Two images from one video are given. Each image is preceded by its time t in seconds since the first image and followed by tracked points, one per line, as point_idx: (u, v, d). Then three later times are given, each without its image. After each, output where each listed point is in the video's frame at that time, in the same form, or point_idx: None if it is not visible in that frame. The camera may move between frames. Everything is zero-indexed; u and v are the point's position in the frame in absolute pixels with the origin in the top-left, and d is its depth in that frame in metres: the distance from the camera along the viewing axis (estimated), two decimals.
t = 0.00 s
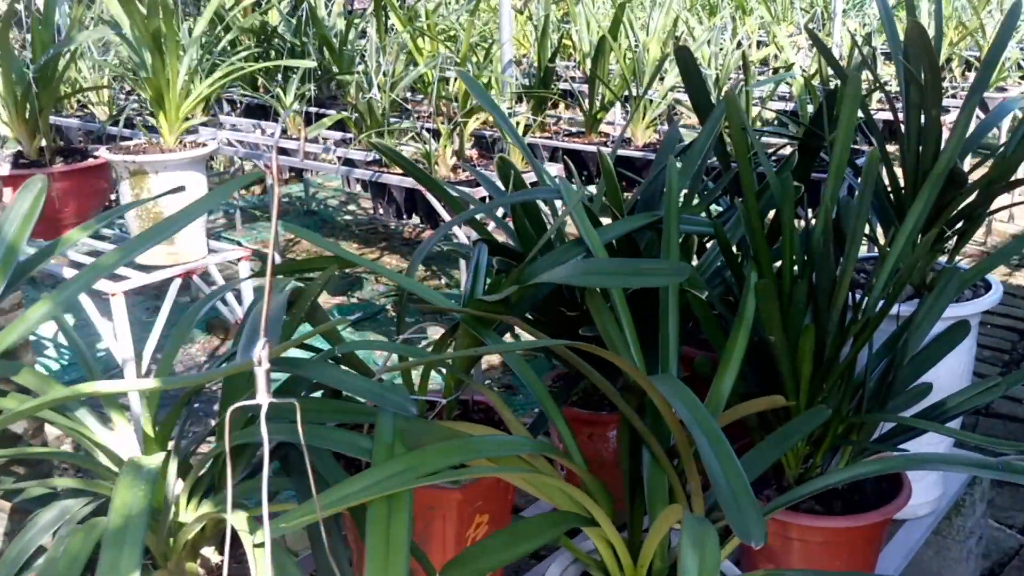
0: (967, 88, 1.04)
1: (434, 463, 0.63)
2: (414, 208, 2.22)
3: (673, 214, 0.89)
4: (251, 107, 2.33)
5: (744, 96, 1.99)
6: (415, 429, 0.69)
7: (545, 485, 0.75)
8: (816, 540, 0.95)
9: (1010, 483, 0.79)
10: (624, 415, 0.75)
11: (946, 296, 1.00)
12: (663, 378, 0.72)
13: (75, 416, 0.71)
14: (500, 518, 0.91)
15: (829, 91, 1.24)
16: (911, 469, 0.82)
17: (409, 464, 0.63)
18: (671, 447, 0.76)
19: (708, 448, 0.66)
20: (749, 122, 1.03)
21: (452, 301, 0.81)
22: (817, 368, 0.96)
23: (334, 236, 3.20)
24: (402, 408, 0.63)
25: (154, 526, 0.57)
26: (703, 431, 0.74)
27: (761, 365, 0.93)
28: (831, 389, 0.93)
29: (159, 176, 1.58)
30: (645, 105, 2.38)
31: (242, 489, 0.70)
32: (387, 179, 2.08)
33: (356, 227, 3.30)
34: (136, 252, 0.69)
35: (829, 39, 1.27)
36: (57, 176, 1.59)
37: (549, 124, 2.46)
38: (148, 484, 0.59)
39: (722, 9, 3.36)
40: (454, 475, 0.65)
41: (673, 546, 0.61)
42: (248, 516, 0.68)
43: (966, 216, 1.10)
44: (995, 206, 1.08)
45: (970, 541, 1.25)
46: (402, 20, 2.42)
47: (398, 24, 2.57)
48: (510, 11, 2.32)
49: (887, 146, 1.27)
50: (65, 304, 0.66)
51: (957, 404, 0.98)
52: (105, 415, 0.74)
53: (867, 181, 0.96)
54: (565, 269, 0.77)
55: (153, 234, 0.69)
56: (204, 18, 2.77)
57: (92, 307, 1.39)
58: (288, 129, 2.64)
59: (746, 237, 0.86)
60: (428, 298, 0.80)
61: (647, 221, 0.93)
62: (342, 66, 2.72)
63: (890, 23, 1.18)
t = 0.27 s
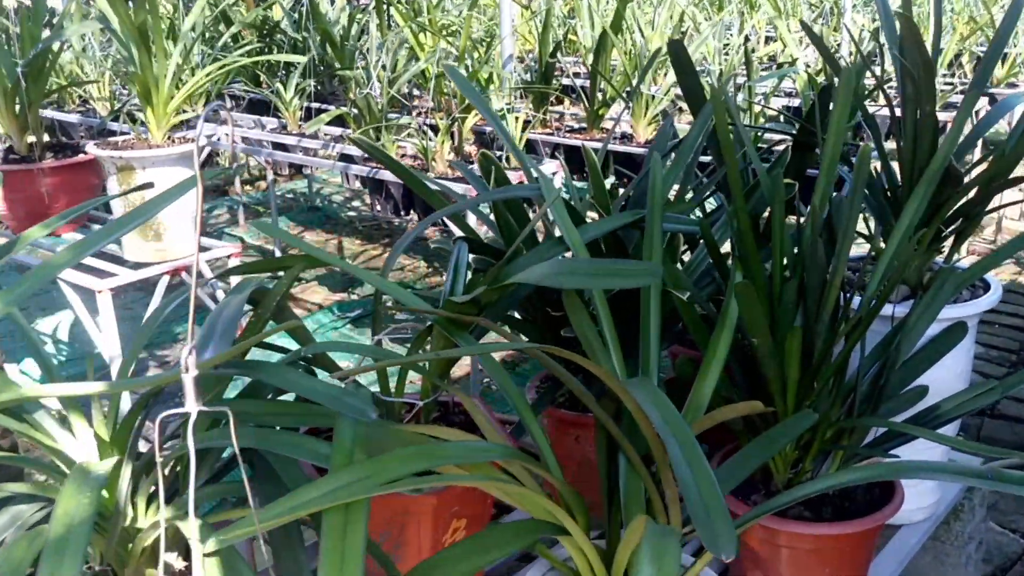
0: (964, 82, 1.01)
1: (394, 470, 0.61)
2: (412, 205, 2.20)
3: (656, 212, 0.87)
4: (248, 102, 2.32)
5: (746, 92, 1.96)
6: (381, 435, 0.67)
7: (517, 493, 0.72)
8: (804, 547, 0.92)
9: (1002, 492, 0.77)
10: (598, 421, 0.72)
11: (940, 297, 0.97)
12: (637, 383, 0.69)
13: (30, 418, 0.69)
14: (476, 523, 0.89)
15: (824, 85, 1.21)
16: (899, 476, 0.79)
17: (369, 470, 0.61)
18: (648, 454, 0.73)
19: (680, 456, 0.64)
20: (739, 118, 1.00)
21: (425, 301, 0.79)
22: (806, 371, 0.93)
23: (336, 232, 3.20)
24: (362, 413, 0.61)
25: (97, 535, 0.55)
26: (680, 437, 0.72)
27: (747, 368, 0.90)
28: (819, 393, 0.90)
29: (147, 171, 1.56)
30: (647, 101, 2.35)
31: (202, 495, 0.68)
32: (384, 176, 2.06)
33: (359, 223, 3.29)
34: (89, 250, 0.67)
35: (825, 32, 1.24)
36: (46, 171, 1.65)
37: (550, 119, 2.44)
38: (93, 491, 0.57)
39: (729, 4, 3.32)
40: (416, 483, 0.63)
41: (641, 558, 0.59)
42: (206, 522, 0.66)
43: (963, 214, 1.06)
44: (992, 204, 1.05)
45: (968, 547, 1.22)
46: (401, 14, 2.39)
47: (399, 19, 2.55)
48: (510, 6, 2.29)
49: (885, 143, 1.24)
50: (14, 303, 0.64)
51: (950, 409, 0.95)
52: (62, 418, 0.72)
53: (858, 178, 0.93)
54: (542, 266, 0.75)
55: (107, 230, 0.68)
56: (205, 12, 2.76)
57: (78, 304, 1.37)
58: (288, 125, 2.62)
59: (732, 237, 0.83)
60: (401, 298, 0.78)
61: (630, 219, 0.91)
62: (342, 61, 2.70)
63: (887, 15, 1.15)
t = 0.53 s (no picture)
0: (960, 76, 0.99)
1: (358, 473, 0.59)
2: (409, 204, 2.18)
3: (640, 210, 0.85)
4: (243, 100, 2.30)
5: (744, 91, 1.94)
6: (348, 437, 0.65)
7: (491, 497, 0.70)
8: (791, 552, 0.90)
9: (992, 499, 0.74)
10: (575, 423, 0.70)
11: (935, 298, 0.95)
12: (614, 383, 0.67)
13: None
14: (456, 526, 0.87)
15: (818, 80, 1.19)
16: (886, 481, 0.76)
17: (332, 474, 0.59)
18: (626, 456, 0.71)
19: (654, 458, 0.62)
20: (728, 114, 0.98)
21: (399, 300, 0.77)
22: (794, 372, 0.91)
23: (336, 232, 3.19)
24: (325, 414, 0.60)
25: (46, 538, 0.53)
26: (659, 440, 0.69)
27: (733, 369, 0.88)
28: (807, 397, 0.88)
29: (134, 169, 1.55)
30: (645, 99, 2.33)
31: (166, 497, 0.67)
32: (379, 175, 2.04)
33: (359, 222, 3.28)
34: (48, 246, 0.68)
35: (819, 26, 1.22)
36: (35, 167, 1.66)
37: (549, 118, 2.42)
38: (44, 493, 0.55)
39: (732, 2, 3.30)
40: (382, 486, 0.61)
41: (612, 565, 0.57)
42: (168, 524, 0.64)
43: (960, 212, 1.04)
44: (988, 203, 1.02)
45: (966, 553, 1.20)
46: (398, 12, 2.38)
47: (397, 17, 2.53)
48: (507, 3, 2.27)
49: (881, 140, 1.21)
50: None
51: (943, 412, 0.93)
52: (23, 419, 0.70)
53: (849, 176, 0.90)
54: (537, 257, 0.73)
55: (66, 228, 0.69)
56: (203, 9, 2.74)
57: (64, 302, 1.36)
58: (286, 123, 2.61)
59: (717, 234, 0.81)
60: (374, 296, 0.76)
61: (614, 217, 0.89)
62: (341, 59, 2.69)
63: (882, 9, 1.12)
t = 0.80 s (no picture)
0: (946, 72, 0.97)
1: (320, 474, 0.58)
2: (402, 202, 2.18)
3: (620, 209, 0.84)
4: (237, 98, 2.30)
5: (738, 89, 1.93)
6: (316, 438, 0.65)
7: (463, 498, 0.69)
8: (774, 556, 0.89)
9: (970, 502, 0.72)
10: (549, 424, 0.69)
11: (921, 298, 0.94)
12: (586, 384, 0.66)
13: None
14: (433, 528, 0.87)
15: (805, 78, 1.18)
16: (864, 483, 0.75)
17: (295, 474, 0.58)
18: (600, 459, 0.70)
19: (624, 462, 0.61)
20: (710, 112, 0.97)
21: (373, 299, 0.76)
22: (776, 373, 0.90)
23: (333, 231, 3.19)
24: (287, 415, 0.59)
25: None
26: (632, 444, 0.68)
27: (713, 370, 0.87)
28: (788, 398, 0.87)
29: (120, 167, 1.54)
30: (641, 98, 2.32)
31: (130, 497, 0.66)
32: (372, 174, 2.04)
33: (357, 221, 3.28)
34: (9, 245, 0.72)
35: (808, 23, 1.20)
36: (24, 165, 1.66)
37: (545, 117, 2.41)
38: None
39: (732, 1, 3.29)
40: (346, 487, 0.60)
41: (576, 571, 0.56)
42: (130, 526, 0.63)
43: (948, 211, 1.03)
44: (976, 202, 1.01)
45: (955, 555, 1.19)
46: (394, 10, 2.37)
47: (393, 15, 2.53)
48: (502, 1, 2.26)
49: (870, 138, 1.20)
50: None
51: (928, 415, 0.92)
52: None
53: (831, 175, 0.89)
54: (514, 256, 0.71)
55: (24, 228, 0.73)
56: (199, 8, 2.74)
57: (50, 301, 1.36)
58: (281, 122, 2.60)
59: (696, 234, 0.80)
60: (347, 296, 0.75)
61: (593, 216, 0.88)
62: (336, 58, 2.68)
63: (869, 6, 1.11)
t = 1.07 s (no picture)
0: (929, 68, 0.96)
1: (280, 470, 0.57)
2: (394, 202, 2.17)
3: (596, 205, 0.83)
4: (229, 98, 2.29)
5: (731, 87, 1.91)
6: (281, 434, 0.64)
7: (430, 497, 0.68)
8: (754, 555, 0.88)
9: (950, 500, 0.68)
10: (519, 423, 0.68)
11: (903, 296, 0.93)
12: (557, 381, 0.65)
13: None
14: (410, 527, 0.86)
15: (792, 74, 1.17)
16: (838, 481, 0.71)
17: (254, 470, 0.57)
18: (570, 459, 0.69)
19: (591, 462, 0.60)
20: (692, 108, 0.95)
21: (343, 294, 0.75)
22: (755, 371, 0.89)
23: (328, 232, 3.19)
24: (246, 409, 0.58)
25: None
26: (601, 442, 0.67)
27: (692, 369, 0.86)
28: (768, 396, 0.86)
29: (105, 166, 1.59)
30: (634, 98, 2.31)
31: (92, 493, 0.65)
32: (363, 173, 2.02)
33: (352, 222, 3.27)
34: None
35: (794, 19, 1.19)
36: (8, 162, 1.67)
37: (537, 117, 2.40)
38: None
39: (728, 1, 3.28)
40: (307, 483, 0.59)
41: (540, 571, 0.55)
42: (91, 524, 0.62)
43: (933, 208, 1.02)
44: (960, 199, 1.00)
45: (941, 556, 1.17)
46: (387, 10, 2.37)
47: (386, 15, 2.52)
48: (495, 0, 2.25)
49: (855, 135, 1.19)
50: None
51: (910, 414, 0.91)
52: None
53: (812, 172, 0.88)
54: (493, 249, 0.69)
55: None
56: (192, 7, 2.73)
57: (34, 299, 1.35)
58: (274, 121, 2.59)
59: (673, 230, 0.79)
60: (318, 291, 0.74)
61: (569, 211, 0.87)
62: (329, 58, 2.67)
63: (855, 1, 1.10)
